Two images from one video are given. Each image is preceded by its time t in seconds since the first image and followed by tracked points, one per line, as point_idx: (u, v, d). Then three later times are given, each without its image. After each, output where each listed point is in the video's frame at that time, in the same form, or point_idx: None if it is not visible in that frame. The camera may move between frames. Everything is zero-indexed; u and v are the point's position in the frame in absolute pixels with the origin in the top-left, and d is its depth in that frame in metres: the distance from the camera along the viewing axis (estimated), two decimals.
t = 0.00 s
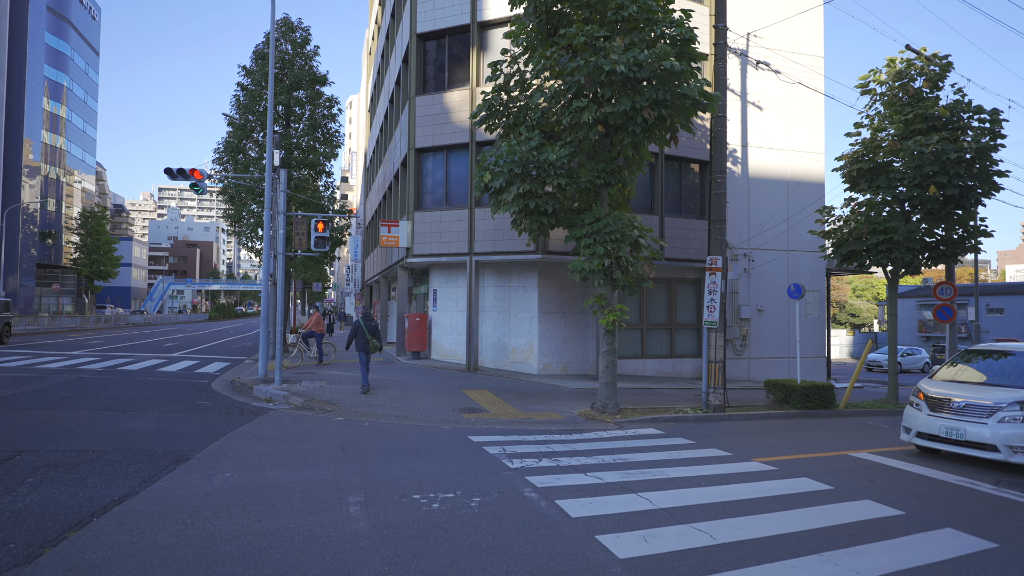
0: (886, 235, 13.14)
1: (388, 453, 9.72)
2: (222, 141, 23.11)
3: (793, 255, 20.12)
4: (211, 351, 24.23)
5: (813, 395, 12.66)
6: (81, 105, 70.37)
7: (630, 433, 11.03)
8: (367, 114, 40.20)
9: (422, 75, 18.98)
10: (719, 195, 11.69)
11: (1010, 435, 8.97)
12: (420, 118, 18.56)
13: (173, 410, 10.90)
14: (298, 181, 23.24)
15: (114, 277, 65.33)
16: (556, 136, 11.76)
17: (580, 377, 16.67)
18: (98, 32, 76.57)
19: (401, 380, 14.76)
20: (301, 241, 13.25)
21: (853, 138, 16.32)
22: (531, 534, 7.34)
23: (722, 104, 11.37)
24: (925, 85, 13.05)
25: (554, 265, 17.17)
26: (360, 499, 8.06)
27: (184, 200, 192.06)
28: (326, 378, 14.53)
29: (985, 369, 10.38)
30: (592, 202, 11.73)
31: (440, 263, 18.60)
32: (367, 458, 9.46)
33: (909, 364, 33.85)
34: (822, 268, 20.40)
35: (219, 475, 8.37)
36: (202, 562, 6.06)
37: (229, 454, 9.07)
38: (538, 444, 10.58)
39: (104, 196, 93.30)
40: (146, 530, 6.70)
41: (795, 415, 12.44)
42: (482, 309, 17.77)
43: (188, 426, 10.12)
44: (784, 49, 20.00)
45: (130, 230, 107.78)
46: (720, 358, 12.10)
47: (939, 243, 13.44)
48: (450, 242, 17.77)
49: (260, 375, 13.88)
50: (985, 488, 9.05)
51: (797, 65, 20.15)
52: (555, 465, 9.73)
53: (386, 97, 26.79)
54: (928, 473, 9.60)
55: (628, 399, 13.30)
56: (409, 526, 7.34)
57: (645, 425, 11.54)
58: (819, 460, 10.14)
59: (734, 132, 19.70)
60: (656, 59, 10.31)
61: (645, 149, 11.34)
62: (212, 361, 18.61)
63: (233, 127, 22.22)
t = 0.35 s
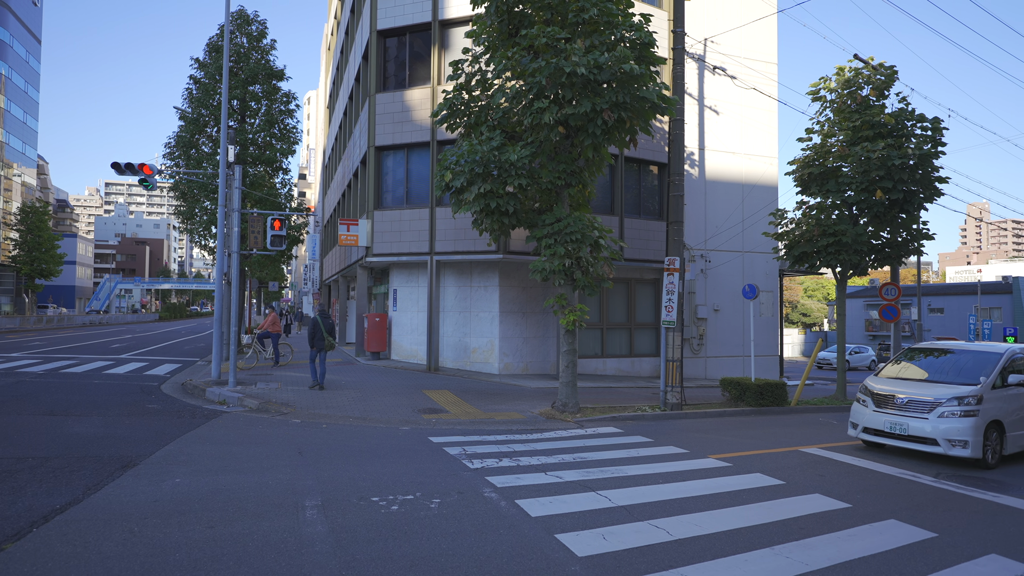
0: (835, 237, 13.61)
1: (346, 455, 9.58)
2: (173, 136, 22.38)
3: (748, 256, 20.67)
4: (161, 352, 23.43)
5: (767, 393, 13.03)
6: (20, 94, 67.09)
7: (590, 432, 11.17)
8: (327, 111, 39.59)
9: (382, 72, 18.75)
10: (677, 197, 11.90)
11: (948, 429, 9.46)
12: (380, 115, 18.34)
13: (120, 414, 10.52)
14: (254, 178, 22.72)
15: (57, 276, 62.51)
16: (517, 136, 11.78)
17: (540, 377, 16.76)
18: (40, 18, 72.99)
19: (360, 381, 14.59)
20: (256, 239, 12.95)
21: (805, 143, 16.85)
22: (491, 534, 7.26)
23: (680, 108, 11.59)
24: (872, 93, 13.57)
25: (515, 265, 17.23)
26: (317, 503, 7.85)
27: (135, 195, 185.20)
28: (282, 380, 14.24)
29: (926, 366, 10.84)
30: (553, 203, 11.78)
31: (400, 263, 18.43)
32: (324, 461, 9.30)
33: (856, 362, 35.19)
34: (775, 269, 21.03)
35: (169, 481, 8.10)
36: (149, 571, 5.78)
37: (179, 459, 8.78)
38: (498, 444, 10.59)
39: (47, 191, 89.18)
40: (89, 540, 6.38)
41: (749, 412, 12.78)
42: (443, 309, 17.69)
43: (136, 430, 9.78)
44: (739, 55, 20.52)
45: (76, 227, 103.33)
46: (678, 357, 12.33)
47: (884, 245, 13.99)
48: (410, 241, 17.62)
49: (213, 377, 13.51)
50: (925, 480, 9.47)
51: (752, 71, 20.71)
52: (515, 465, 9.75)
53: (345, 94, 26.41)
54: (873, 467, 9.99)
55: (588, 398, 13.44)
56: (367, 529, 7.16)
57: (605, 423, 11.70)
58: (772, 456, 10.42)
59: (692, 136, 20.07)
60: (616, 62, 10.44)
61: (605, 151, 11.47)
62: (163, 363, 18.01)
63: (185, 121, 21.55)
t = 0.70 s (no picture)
0: (781, 240, 14.11)
1: (297, 459, 9.39)
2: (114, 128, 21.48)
3: (699, 257, 21.20)
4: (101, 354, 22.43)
5: (716, 390, 13.41)
6: None
7: (544, 431, 11.37)
8: (279, 106, 38.71)
9: (335, 67, 18.43)
10: (631, 199, 12.10)
11: (884, 423, 9.91)
12: (333, 111, 18.02)
13: (56, 420, 10.05)
14: (201, 173, 22.03)
15: None
16: (473, 135, 11.77)
17: (494, 377, 16.83)
18: None
19: (312, 382, 14.35)
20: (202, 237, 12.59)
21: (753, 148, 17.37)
22: (445, 534, 7.17)
23: (634, 111, 11.78)
24: (816, 101, 14.09)
25: (470, 265, 17.23)
26: (266, 507, 7.61)
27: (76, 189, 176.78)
28: (231, 382, 13.86)
29: (864, 363, 11.33)
30: (509, 203, 11.82)
31: (354, 262, 18.18)
32: (274, 465, 9.08)
33: (800, 360, 36.56)
34: (724, 270, 21.64)
35: (107, 488, 7.76)
36: None
37: (119, 466, 8.44)
38: (452, 444, 10.57)
39: None
40: (17, 551, 6.01)
41: (699, 410, 13.12)
42: (397, 309, 17.53)
43: (72, 436, 9.35)
44: (691, 61, 21.01)
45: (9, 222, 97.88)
46: (630, 356, 12.56)
47: (827, 248, 14.54)
48: (364, 240, 17.39)
49: (156, 379, 13.03)
50: (863, 473, 9.89)
51: (703, 76, 21.25)
52: (470, 465, 9.72)
53: (297, 88, 25.88)
54: (815, 461, 10.38)
55: (542, 397, 13.56)
56: (317, 532, 6.97)
57: (559, 422, 11.84)
58: (720, 452, 10.71)
59: (647, 138, 20.42)
60: (571, 64, 10.54)
61: (560, 152, 11.57)
62: (103, 365, 17.26)
63: (127, 113, 20.72)
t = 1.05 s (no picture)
0: (727, 241, 14.54)
1: (242, 463, 9.10)
2: (45, 117, 20.38)
3: (649, 258, 21.63)
4: (30, 356, 21.21)
5: (665, 389, 13.72)
6: None
7: (497, 431, 11.38)
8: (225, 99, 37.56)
9: (284, 61, 17.99)
10: (583, 199, 12.23)
11: (823, 419, 10.32)
12: (282, 106, 17.58)
13: None
14: (141, 167, 21.15)
15: None
16: (426, 134, 11.68)
17: (447, 377, 16.77)
18: None
19: (258, 383, 13.96)
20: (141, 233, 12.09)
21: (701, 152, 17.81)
22: (396, 536, 7.03)
23: (587, 113, 11.91)
24: (761, 107, 14.56)
25: (423, 264, 17.12)
26: (208, 513, 7.31)
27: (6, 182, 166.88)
28: (171, 384, 13.34)
29: (805, 361, 11.76)
30: (462, 202, 11.77)
31: (303, 261, 17.80)
32: (218, 470, 8.77)
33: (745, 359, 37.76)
34: (674, 271, 22.16)
35: (35, 498, 7.33)
36: None
37: (49, 474, 7.98)
38: (404, 446, 10.45)
39: None
40: None
41: (649, 408, 13.39)
42: (348, 309, 17.24)
43: None
44: (642, 65, 21.43)
45: None
46: (582, 355, 12.70)
47: (771, 249, 15.02)
48: (314, 238, 17.04)
49: (90, 382, 12.41)
50: (804, 467, 10.27)
51: (654, 81, 21.70)
52: (422, 466, 9.61)
53: (244, 81, 25.17)
54: (759, 456, 10.71)
55: (494, 397, 13.57)
56: (262, 537, 6.73)
57: (511, 422, 11.89)
58: (669, 448, 10.93)
59: (600, 140, 20.69)
60: (525, 65, 10.56)
61: (514, 152, 11.59)
62: (31, 368, 16.32)
63: (60, 102, 19.70)
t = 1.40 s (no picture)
0: (678, 243, 14.86)
1: (185, 468, 8.78)
2: None
3: (603, 259, 21.93)
4: None
5: (617, 387, 13.94)
6: None
7: (451, 431, 11.33)
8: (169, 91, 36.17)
9: (231, 52, 17.46)
10: (538, 199, 12.28)
11: (768, 415, 10.66)
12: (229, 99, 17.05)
13: None
14: (77, 159, 20.18)
15: None
16: (379, 131, 11.52)
17: (400, 377, 16.63)
18: None
19: (203, 385, 13.52)
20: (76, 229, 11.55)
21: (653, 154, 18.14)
22: (346, 539, 6.87)
23: (542, 113, 11.95)
24: (711, 112, 14.93)
25: (376, 263, 16.90)
26: (147, 521, 7.00)
27: None
28: (110, 387, 12.77)
29: (751, 359, 12.13)
30: (416, 200, 11.65)
31: (250, 259, 17.32)
32: (159, 475, 8.42)
33: (695, 357, 38.70)
34: (627, 271, 22.54)
35: None
36: None
37: None
38: (356, 447, 10.27)
39: None
40: None
41: (602, 406, 13.58)
42: (298, 308, 16.85)
43: None
44: (596, 68, 21.70)
45: None
46: (537, 354, 12.77)
47: (720, 251, 15.43)
48: (262, 235, 16.61)
49: (19, 386, 11.75)
50: (749, 462, 10.59)
51: (608, 83, 22.02)
52: (374, 468, 9.45)
53: (189, 72, 24.32)
54: (707, 452, 10.98)
55: (448, 396, 13.51)
56: (206, 544, 6.48)
57: (465, 422, 11.87)
58: (621, 446, 11.10)
59: (555, 141, 20.84)
60: (480, 64, 10.51)
61: (469, 151, 11.53)
62: None
63: None
